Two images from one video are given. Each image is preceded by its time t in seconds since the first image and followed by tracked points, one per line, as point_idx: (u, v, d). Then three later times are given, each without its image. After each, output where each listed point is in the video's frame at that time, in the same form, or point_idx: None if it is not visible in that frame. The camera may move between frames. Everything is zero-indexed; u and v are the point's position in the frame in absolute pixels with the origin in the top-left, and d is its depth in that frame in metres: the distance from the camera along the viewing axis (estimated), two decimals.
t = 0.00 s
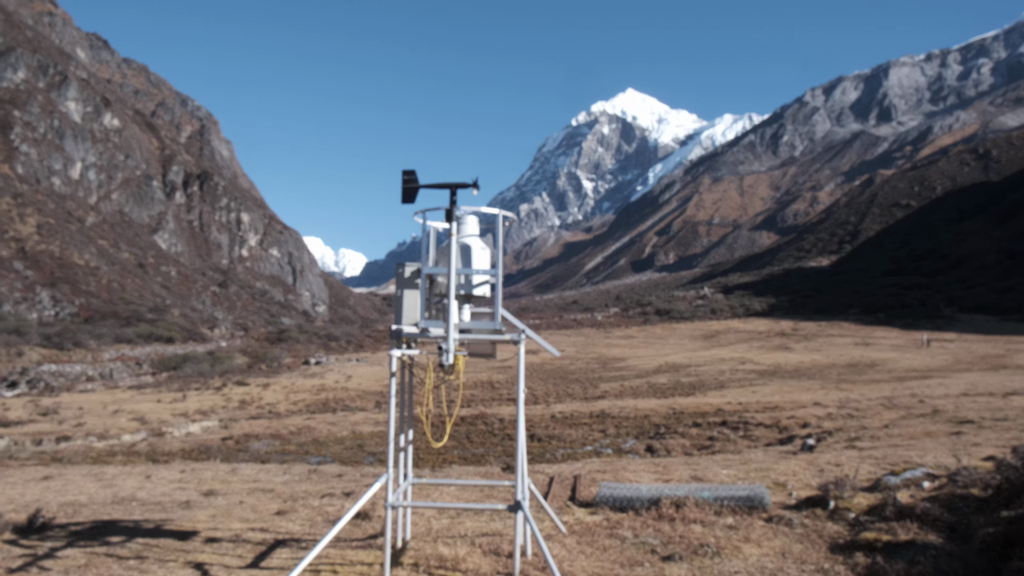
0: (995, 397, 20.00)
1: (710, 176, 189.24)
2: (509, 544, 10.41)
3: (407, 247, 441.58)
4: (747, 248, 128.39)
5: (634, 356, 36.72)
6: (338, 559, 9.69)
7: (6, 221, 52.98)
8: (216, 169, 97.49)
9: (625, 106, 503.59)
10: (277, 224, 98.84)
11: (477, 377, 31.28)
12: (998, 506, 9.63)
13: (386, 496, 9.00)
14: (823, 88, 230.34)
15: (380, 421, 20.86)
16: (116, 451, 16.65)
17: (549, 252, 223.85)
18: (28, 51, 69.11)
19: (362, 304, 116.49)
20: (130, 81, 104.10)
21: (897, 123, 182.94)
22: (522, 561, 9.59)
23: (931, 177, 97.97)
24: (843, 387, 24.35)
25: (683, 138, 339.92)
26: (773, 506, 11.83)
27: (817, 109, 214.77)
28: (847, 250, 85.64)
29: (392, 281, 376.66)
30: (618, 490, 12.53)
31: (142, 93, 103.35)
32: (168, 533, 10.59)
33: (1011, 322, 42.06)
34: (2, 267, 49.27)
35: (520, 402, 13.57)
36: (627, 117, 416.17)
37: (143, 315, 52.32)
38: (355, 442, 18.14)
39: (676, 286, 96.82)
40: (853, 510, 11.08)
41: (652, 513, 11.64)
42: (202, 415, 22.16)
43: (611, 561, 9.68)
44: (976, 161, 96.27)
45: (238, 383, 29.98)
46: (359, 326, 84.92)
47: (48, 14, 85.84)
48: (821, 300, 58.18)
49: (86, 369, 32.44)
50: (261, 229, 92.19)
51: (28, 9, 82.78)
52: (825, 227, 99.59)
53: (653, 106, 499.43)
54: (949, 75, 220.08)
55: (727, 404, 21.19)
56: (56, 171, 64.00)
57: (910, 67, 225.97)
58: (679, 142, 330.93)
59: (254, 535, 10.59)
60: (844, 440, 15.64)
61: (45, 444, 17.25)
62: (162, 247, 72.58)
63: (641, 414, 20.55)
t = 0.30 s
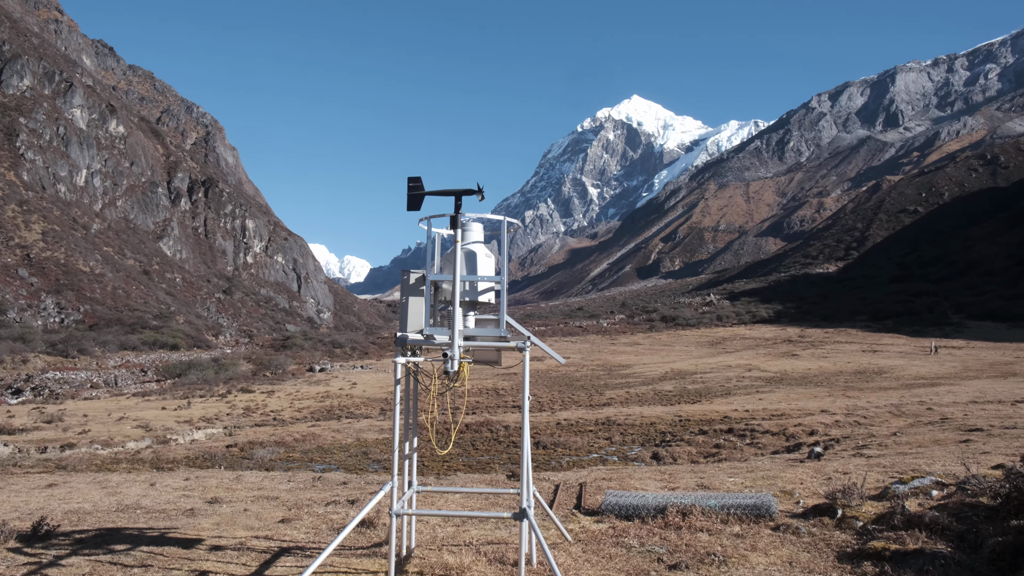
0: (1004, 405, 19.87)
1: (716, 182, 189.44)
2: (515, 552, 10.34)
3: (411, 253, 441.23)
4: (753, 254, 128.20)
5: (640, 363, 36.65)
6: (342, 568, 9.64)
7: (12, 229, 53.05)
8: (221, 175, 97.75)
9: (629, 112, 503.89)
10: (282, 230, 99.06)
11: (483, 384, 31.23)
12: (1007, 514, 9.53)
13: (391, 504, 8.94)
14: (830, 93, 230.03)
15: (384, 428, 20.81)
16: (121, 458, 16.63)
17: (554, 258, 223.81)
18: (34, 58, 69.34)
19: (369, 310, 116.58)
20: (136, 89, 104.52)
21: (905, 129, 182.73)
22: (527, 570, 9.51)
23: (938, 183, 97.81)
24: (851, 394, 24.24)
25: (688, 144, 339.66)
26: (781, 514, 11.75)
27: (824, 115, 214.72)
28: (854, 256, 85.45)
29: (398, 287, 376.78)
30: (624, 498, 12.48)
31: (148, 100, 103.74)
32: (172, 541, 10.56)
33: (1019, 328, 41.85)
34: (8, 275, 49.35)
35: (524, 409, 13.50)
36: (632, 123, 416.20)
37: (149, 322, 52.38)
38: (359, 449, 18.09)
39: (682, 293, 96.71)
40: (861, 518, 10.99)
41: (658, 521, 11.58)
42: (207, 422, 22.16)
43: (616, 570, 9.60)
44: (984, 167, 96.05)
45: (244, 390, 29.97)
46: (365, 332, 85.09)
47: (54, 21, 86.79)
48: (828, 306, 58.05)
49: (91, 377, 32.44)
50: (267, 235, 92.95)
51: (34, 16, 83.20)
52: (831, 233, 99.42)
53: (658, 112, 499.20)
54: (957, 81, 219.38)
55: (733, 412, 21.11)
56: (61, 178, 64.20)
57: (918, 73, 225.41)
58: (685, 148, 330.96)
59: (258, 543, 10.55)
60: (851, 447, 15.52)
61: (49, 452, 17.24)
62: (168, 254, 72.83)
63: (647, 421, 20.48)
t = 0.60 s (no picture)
0: (1009, 411, 19.84)
1: (719, 188, 190.11)
2: (518, 559, 10.30)
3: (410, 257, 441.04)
4: (757, 261, 128.73)
5: (643, 370, 36.67)
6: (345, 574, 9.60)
7: (15, 233, 52.96)
8: (224, 180, 97.68)
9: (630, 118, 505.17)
10: (285, 236, 98.89)
11: (485, 390, 31.19)
12: (1012, 520, 9.50)
13: (393, 510, 8.94)
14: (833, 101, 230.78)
15: (387, 434, 20.77)
16: (123, 464, 16.56)
17: (555, 264, 223.86)
18: (39, 62, 69.58)
19: (371, 316, 116.28)
20: (140, 93, 104.54)
21: (908, 136, 183.10)
22: None
23: (942, 189, 98.13)
24: (855, 401, 24.25)
25: (690, 150, 339.58)
26: (784, 520, 11.74)
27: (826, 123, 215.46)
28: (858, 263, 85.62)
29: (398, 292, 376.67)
30: (627, 504, 12.47)
31: (153, 105, 103.84)
32: (174, 547, 10.52)
33: None
34: (12, 279, 49.23)
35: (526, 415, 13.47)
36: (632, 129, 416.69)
37: (152, 327, 52.32)
38: (362, 455, 18.04)
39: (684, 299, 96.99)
40: (865, 525, 10.97)
41: (661, 527, 11.56)
42: (209, 428, 22.11)
43: None
44: (987, 174, 96.40)
45: (246, 396, 29.92)
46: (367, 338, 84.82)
47: (59, 26, 86.67)
48: (830, 313, 58.20)
49: (93, 382, 32.32)
50: (270, 241, 92.59)
51: (40, 20, 83.46)
52: (834, 239, 99.51)
53: (659, 117, 499.93)
54: (960, 88, 219.90)
55: (736, 418, 21.10)
56: (65, 183, 64.08)
57: (921, 79, 225.83)
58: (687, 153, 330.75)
59: (261, 550, 10.50)
60: (855, 454, 15.51)
61: (51, 457, 17.19)
62: (171, 259, 72.74)
63: (650, 427, 20.46)
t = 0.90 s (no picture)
0: None
1: (726, 190, 188.29)
2: None
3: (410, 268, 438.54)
4: (766, 264, 127.71)
5: (648, 379, 36.05)
6: None
7: None
8: (209, 187, 97.16)
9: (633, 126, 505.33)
10: (273, 244, 98.52)
11: (485, 402, 30.58)
12: None
13: (389, 531, 8.62)
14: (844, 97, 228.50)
15: (381, 450, 20.16)
16: (104, 486, 15.95)
17: (557, 271, 222.29)
18: (14, 66, 69.24)
19: (362, 326, 114.60)
20: (120, 97, 104.02)
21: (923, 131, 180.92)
22: None
23: (958, 188, 96.99)
24: (871, 410, 23.60)
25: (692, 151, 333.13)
26: (799, 536, 11.15)
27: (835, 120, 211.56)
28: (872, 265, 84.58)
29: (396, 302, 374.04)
30: (633, 520, 11.87)
31: (133, 109, 103.40)
32: (156, 574, 9.92)
33: None
34: None
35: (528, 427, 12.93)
36: (634, 132, 413.73)
37: (133, 341, 51.92)
38: (355, 472, 17.45)
39: (690, 305, 96.52)
40: (885, 541, 10.37)
41: (669, 545, 10.95)
42: (194, 446, 21.49)
43: None
44: (1007, 170, 95.70)
45: (233, 412, 29.31)
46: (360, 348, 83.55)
47: (34, 28, 86.66)
48: (844, 317, 57.79)
49: (72, 399, 31.61)
50: (258, 249, 92.35)
51: (15, 23, 83.21)
52: (847, 241, 98.23)
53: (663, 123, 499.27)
54: (975, 83, 217.96)
55: (747, 429, 20.47)
56: (41, 191, 63.58)
57: (934, 75, 224.22)
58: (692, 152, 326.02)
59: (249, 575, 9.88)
60: (873, 465, 14.86)
61: (27, 480, 16.57)
62: (154, 269, 72.14)
63: (657, 439, 19.86)
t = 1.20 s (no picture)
0: None
1: (739, 193, 168.28)
2: None
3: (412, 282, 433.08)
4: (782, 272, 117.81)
5: (656, 397, 34.94)
6: None
7: None
8: (190, 190, 88.37)
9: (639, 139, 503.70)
10: (258, 251, 87.95)
11: (481, 421, 29.48)
12: None
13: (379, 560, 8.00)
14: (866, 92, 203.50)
15: (371, 471, 19.28)
16: (73, 510, 15.09)
17: (558, 280, 216.47)
18: None
19: (351, 340, 106.93)
20: (92, 93, 91.03)
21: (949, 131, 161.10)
22: None
23: (989, 190, 90.35)
24: (895, 429, 22.58)
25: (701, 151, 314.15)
26: (819, 565, 10.27)
27: (858, 117, 187.75)
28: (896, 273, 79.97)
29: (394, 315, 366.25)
30: (640, 547, 10.92)
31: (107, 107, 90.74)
32: None
33: None
34: None
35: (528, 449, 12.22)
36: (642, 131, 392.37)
37: (106, 355, 49.89)
38: (344, 495, 16.62)
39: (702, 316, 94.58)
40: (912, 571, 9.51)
41: None
42: (171, 468, 20.61)
43: None
44: None
45: (212, 431, 28.33)
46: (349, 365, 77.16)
47: None
48: (866, 329, 56.48)
49: (39, 418, 30.83)
50: (240, 257, 82.37)
51: None
52: (868, 247, 92.18)
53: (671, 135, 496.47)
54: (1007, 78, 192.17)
55: (763, 449, 19.63)
56: (7, 195, 59.39)
57: (962, 69, 198.73)
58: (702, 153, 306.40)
59: None
60: (897, 489, 14.01)
61: None
62: (128, 278, 66.53)
63: (666, 461, 18.96)
